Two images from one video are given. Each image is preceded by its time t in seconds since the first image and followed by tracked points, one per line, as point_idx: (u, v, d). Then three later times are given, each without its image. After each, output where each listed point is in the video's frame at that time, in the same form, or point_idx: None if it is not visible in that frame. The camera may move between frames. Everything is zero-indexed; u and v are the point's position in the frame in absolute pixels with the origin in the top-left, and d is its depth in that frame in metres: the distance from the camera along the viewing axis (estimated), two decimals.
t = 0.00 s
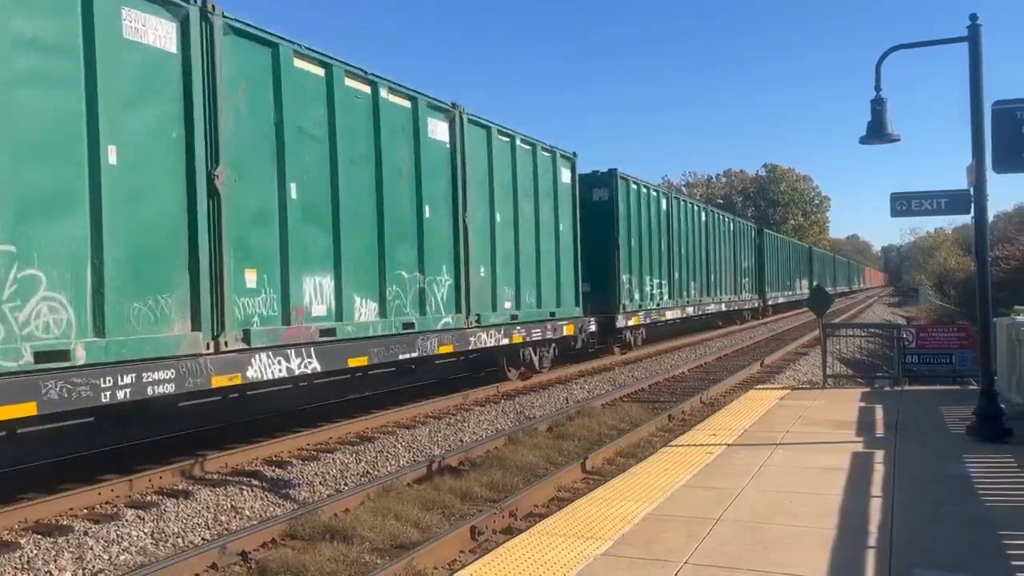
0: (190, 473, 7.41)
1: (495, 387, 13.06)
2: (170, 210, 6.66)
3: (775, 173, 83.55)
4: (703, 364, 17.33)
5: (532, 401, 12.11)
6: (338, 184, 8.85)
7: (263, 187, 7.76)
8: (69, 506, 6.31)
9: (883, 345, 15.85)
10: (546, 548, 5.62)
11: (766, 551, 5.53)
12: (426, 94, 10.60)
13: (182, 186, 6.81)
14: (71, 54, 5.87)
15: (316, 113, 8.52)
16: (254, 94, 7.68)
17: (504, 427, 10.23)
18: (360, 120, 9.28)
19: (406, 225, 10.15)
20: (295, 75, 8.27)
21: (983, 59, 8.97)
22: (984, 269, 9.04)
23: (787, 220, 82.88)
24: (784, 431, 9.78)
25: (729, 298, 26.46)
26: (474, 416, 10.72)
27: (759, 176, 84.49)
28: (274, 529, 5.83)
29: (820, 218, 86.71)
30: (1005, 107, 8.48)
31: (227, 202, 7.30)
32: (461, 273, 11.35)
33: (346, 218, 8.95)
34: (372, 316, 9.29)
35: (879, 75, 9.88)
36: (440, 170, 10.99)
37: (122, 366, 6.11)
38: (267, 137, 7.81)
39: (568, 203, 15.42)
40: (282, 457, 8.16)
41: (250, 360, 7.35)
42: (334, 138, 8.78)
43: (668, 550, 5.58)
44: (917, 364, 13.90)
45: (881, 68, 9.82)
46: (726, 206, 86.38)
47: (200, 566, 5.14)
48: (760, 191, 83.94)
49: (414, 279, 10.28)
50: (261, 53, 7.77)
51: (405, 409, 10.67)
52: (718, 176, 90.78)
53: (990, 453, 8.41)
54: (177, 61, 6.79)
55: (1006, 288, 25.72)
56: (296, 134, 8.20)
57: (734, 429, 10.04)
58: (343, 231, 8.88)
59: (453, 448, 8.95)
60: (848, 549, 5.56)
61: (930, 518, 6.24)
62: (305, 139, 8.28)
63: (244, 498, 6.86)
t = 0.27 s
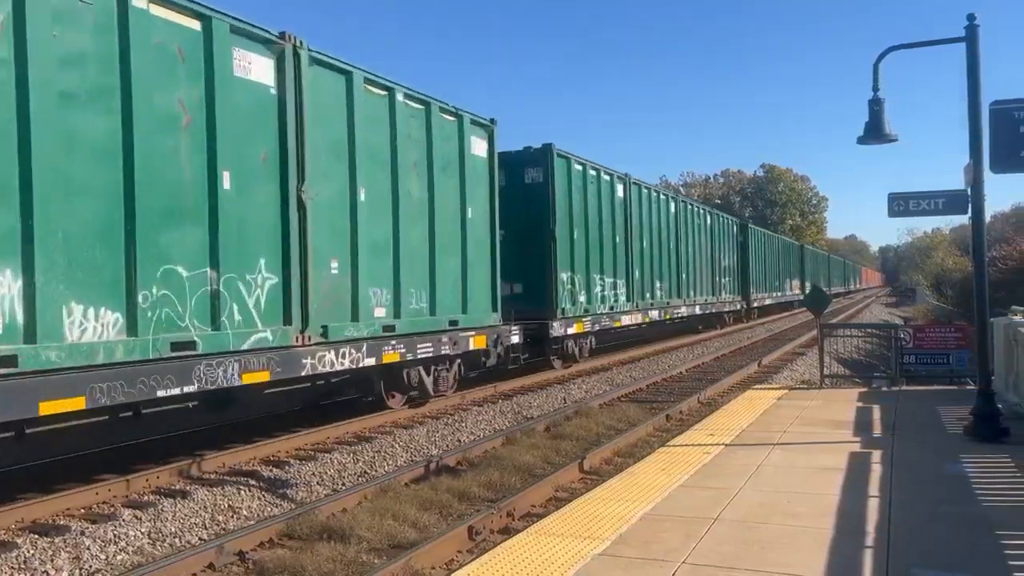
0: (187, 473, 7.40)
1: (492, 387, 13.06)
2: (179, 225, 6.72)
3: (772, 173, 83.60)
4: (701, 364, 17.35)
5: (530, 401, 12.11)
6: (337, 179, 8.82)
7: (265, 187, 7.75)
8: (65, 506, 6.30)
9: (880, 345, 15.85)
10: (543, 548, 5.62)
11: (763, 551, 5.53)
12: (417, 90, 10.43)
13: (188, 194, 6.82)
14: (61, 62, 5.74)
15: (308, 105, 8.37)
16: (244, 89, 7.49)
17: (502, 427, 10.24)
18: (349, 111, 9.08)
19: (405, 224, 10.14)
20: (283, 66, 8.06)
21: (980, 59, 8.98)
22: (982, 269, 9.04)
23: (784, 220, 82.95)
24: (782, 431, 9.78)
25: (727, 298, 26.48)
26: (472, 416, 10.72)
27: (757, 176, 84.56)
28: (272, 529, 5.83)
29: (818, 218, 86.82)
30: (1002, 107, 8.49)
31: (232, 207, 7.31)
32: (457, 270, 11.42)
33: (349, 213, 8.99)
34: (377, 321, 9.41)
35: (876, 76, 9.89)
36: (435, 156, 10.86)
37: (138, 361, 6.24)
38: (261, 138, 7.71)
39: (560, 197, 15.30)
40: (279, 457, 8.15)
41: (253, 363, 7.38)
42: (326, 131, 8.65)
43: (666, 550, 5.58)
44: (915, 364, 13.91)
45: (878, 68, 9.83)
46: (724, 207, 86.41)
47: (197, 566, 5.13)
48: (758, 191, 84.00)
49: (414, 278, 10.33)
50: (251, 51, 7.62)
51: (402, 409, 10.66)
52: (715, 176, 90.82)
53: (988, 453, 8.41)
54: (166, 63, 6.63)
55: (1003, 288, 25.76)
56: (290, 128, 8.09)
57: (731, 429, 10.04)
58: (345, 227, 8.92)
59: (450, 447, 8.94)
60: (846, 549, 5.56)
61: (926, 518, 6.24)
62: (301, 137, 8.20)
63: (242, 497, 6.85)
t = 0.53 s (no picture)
0: (186, 474, 7.39)
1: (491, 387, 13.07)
2: (183, 231, 6.72)
3: (771, 174, 83.64)
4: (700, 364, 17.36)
5: (528, 401, 12.11)
6: (337, 179, 8.82)
7: (268, 190, 7.75)
8: (64, 507, 6.29)
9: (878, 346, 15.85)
10: (542, 549, 5.62)
11: (761, 551, 5.54)
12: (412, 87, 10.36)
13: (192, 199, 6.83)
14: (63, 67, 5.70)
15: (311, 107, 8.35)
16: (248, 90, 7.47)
17: (501, 427, 10.25)
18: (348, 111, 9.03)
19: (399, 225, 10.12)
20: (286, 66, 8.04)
21: (979, 60, 8.98)
22: (980, 270, 9.04)
23: (782, 220, 83.01)
24: (780, 432, 9.78)
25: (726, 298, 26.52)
26: (471, 417, 10.72)
27: (755, 177, 84.62)
28: (271, 529, 5.83)
29: (817, 218, 86.92)
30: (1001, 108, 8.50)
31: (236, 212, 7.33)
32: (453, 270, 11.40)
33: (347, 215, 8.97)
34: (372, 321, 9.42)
35: (875, 76, 9.90)
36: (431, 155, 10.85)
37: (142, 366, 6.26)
38: (264, 139, 7.70)
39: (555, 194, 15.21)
40: (278, 457, 8.14)
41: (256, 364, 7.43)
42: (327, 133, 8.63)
43: (664, 550, 5.59)
44: (913, 365, 13.91)
45: (877, 69, 9.84)
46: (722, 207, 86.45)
47: (196, 567, 5.13)
48: (756, 192, 84.06)
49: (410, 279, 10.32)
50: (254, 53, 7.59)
51: (402, 409, 10.67)
52: (714, 177, 90.87)
53: (986, 453, 8.41)
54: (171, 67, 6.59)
55: (1001, 289, 25.79)
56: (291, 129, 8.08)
57: (730, 430, 10.05)
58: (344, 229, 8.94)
59: (449, 448, 8.95)
60: (844, 549, 5.57)
61: (925, 518, 6.24)
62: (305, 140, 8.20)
63: (240, 498, 6.85)
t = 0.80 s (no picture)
0: (185, 475, 7.39)
1: (490, 388, 13.06)
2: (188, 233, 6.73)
3: (770, 175, 83.68)
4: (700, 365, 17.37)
5: (528, 402, 12.10)
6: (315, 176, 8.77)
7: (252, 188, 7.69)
8: (64, 508, 6.29)
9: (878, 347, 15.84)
10: (541, 550, 5.61)
11: (761, 552, 5.54)
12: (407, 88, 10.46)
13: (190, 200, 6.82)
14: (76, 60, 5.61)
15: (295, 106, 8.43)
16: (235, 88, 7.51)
17: (500, 428, 10.28)
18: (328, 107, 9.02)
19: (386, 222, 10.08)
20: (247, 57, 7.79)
21: (978, 61, 8.99)
22: (980, 271, 9.04)
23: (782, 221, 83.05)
24: (780, 433, 9.78)
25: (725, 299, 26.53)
26: (470, 417, 10.73)
27: (755, 178, 84.67)
28: (271, 530, 5.83)
29: (816, 219, 86.99)
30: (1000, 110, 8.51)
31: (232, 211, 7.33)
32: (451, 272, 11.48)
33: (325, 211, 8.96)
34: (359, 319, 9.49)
35: (875, 78, 9.90)
36: (422, 161, 10.81)
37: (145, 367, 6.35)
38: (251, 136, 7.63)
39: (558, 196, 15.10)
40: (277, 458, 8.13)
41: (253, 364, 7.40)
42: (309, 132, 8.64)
43: (664, 551, 5.59)
44: (912, 366, 13.91)
45: (876, 70, 9.84)
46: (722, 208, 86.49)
47: (195, 568, 5.12)
48: (756, 193, 84.10)
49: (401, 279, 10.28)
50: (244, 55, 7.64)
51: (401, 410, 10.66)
52: (713, 178, 90.91)
53: (986, 455, 8.41)
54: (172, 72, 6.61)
55: (1000, 290, 25.83)
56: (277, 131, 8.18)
57: (730, 431, 10.04)
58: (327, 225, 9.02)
59: (448, 449, 8.94)
60: (843, 550, 5.57)
61: (925, 519, 6.24)
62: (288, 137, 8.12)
63: (240, 499, 6.85)
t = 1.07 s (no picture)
0: (185, 476, 7.38)
1: (490, 389, 13.04)
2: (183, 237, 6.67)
3: (769, 176, 83.76)
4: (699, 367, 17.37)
5: (528, 403, 12.09)
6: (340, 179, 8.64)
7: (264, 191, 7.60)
8: (64, 509, 6.29)
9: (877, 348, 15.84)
10: (541, 552, 5.60)
11: (761, 553, 5.54)
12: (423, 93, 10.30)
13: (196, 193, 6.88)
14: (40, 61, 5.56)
15: (317, 108, 8.33)
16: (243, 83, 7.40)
17: (501, 429, 10.26)
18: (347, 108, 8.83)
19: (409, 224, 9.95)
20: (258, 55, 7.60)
21: (978, 63, 8.99)
22: (979, 273, 9.04)
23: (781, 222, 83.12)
24: (780, 434, 9.78)
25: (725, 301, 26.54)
26: (471, 419, 10.71)
27: (754, 179, 84.75)
28: (271, 532, 5.83)
29: (815, 221, 87.03)
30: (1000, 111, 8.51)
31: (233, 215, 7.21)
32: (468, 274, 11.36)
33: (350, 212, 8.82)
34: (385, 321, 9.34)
35: (874, 79, 9.90)
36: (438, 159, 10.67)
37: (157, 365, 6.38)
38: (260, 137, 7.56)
39: (566, 197, 15.01)
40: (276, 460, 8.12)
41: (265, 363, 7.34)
42: (327, 132, 8.47)
43: (664, 552, 5.59)
44: (912, 367, 13.91)
45: (876, 72, 9.85)
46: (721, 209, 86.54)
47: (195, 570, 5.11)
48: (755, 194, 84.18)
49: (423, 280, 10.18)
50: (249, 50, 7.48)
51: (401, 412, 10.65)
52: (712, 179, 90.97)
53: (986, 456, 8.41)
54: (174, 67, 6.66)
55: (999, 292, 25.85)
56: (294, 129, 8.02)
57: (730, 432, 10.03)
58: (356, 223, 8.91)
59: (448, 450, 8.92)
60: (843, 552, 5.57)
61: (925, 521, 6.24)
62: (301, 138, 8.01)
63: (239, 500, 6.85)
